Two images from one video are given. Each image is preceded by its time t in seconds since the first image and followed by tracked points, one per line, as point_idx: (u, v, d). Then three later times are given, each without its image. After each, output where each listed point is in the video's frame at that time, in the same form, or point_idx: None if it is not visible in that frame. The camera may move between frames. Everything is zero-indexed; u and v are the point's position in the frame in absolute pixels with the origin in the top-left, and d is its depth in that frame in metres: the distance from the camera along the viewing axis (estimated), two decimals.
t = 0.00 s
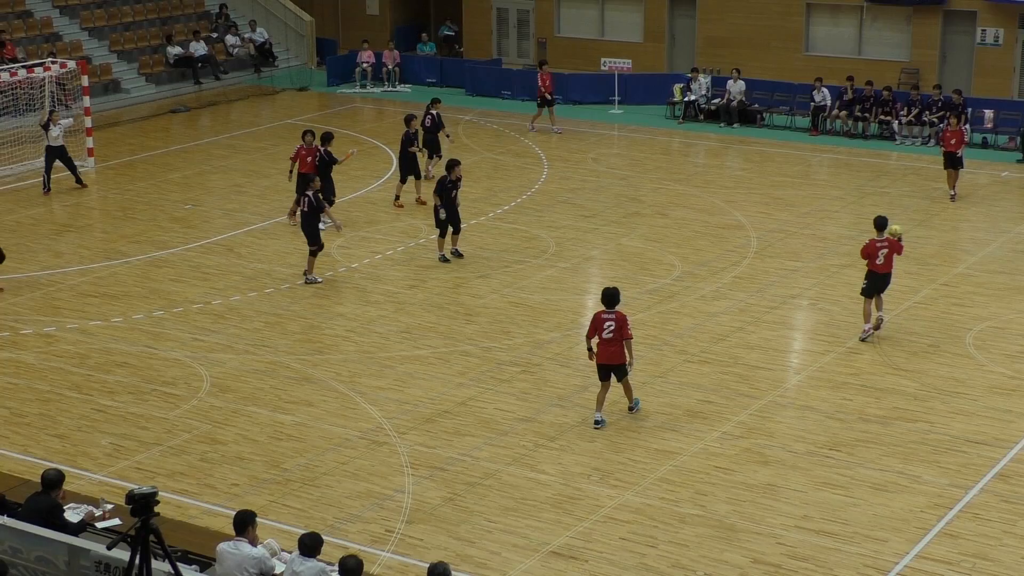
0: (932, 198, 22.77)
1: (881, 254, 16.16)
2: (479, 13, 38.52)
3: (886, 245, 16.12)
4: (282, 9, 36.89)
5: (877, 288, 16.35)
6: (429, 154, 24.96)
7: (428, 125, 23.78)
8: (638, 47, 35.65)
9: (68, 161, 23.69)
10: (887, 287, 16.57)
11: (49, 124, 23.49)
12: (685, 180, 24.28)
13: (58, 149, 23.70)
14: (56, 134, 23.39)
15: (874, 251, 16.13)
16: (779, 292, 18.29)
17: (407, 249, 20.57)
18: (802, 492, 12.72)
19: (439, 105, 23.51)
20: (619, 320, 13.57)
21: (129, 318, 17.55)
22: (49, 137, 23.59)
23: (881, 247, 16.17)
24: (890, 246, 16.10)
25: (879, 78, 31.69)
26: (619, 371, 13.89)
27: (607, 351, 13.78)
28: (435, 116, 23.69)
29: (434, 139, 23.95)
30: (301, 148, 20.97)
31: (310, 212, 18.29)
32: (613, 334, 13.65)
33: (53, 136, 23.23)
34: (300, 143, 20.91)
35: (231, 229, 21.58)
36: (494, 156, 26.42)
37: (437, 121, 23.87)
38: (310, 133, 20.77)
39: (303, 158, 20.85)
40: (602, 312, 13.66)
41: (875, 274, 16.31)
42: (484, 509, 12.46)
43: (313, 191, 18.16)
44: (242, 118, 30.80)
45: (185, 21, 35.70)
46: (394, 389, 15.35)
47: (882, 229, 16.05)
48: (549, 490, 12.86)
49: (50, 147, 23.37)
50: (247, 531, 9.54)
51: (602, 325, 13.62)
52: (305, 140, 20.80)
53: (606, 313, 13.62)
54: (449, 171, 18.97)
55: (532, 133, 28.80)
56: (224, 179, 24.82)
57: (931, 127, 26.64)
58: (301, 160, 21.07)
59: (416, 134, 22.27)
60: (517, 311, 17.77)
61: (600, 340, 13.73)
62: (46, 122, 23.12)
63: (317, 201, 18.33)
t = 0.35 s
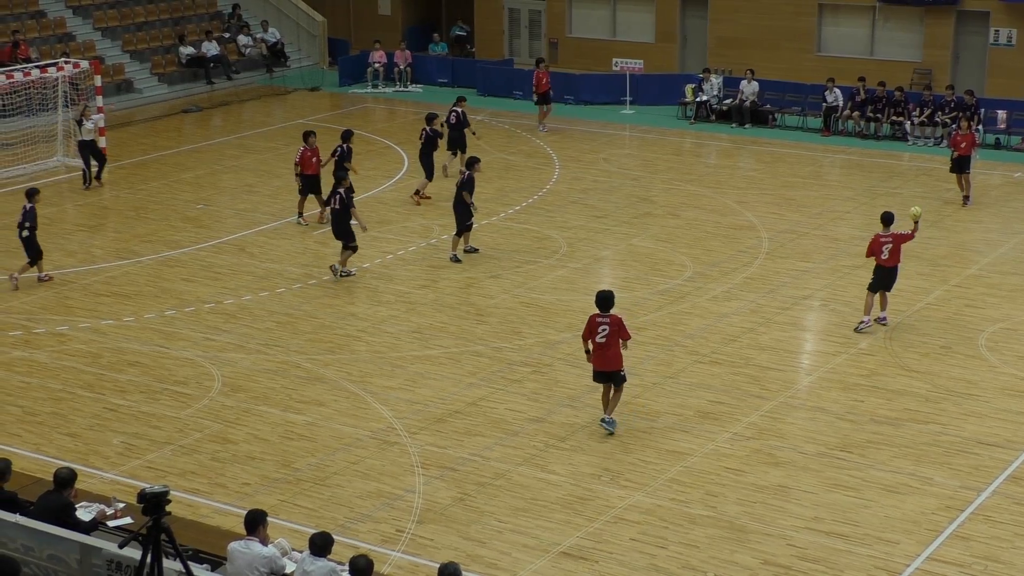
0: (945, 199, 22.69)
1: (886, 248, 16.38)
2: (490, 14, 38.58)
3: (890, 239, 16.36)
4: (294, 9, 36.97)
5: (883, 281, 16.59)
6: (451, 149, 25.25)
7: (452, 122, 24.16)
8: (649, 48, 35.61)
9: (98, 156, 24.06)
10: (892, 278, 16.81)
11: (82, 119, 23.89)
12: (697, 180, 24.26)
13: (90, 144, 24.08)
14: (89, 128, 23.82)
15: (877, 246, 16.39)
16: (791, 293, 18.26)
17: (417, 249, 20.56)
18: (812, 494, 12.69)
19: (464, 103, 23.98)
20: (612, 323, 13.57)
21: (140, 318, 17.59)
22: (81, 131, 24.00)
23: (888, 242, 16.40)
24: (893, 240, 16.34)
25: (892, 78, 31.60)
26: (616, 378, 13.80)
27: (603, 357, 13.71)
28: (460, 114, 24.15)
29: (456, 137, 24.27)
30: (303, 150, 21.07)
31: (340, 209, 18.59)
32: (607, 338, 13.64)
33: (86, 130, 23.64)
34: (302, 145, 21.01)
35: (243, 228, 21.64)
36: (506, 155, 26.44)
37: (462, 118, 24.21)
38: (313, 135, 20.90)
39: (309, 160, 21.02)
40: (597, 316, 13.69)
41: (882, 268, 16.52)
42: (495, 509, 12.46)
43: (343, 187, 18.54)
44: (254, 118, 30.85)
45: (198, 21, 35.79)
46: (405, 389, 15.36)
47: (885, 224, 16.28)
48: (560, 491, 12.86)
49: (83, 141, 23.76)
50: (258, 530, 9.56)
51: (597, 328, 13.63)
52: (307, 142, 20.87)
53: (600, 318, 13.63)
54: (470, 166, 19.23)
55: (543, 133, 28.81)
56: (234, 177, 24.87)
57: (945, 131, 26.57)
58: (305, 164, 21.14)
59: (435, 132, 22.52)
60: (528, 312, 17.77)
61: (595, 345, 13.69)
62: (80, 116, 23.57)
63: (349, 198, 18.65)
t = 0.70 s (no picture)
0: (979, 203, 22.00)
1: (930, 242, 16.01)
2: (510, 8, 38.11)
3: (933, 233, 15.99)
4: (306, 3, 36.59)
5: (932, 276, 16.25)
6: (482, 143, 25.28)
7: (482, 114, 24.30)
8: (675, 44, 35.05)
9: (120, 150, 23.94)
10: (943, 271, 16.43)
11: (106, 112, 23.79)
12: (722, 181, 23.65)
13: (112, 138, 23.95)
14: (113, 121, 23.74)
15: (921, 241, 16.01)
16: (820, 298, 17.63)
17: (431, 251, 19.97)
18: (843, 507, 12.06)
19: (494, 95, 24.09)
20: (619, 339, 12.63)
21: (146, 320, 17.08)
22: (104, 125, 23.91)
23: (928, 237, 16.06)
24: (936, 234, 16.01)
25: (925, 76, 30.94)
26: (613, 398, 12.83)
27: (602, 375, 12.77)
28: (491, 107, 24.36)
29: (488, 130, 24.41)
30: (309, 148, 20.51)
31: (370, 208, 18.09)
32: (610, 354, 12.68)
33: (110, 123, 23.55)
34: (307, 143, 20.45)
35: (252, 228, 21.14)
36: (523, 155, 25.89)
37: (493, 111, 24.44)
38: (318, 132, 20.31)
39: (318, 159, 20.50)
40: (604, 328, 12.73)
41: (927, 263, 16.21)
42: (512, 521, 11.86)
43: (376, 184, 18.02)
44: (264, 114, 30.37)
45: (206, 14, 35.38)
46: (419, 396, 14.78)
47: (924, 218, 15.97)
48: (579, 502, 12.26)
49: (107, 134, 23.64)
50: (267, 541, 8.98)
51: (602, 341, 12.69)
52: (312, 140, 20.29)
53: (609, 330, 12.69)
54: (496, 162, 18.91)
55: (564, 132, 28.25)
56: (245, 177, 24.38)
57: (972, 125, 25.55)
58: (313, 163, 20.60)
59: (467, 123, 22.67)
60: (547, 316, 17.19)
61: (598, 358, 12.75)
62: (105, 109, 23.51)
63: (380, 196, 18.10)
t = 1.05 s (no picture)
0: (995, 204, 21.52)
1: (952, 231, 16.26)
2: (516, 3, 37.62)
3: (956, 222, 16.21)
4: None
5: (953, 266, 16.44)
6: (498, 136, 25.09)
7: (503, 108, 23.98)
8: (686, 40, 34.59)
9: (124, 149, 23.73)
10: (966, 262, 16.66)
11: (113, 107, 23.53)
12: (732, 181, 23.21)
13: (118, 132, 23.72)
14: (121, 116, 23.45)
15: (943, 228, 16.26)
16: (833, 302, 17.19)
17: (434, 253, 19.56)
18: (857, 517, 11.62)
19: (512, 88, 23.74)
20: (609, 344, 12.09)
21: (140, 323, 16.68)
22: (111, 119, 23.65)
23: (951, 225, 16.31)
24: (959, 223, 16.21)
25: (943, 73, 30.50)
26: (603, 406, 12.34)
27: (592, 382, 12.26)
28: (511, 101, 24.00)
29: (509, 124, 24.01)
30: (307, 147, 20.12)
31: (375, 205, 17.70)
32: (601, 361, 12.16)
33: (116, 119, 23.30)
34: (306, 142, 20.07)
35: (251, 228, 20.74)
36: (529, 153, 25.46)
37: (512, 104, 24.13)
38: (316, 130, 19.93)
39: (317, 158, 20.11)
40: (592, 333, 12.18)
41: (946, 253, 16.45)
42: (515, 531, 11.44)
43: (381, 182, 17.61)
44: (262, 112, 29.94)
45: (203, 8, 34.87)
46: (420, 402, 14.36)
47: (948, 206, 16.23)
48: (585, 512, 11.84)
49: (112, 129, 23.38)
50: (263, 551, 8.56)
51: (591, 348, 12.14)
52: (310, 140, 19.95)
53: (597, 337, 12.13)
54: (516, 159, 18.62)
55: (572, 130, 27.80)
56: (243, 176, 23.98)
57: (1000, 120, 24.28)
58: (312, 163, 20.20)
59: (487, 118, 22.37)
60: (553, 320, 16.76)
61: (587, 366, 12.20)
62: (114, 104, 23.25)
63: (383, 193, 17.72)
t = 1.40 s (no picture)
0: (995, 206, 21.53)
1: (939, 224, 16.56)
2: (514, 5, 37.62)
3: (943, 214, 16.52)
4: None
5: (941, 258, 16.70)
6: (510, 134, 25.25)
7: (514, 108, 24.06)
8: (684, 42, 34.59)
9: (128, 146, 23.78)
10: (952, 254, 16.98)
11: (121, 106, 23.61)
12: (731, 183, 23.22)
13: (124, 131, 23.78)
14: (129, 115, 23.53)
15: (930, 221, 16.56)
16: (832, 304, 17.19)
17: (433, 255, 19.57)
18: (856, 519, 11.63)
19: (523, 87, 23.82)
20: (580, 346, 12.09)
21: (139, 326, 16.68)
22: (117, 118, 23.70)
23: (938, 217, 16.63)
24: (947, 215, 16.51)
25: (942, 75, 30.50)
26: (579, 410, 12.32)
27: (567, 388, 12.20)
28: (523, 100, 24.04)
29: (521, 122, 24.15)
30: (306, 148, 20.14)
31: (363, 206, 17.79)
32: (575, 365, 12.11)
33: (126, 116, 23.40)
34: (305, 143, 20.09)
35: (249, 231, 20.74)
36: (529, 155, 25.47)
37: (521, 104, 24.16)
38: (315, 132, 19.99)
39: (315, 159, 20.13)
40: (560, 340, 12.08)
41: (933, 246, 16.73)
42: (515, 534, 11.44)
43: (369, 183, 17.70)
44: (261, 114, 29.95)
45: (202, 10, 34.87)
46: (419, 404, 14.36)
47: (934, 199, 16.52)
48: (584, 514, 11.84)
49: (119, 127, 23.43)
50: (262, 553, 8.56)
51: (564, 354, 12.06)
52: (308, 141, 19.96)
53: (567, 342, 12.07)
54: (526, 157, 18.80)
55: (571, 133, 27.80)
56: (242, 178, 23.98)
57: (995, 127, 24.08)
58: (311, 165, 20.21)
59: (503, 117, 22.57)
60: (552, 321, 16.77)
61: (562, 373, 12.11)
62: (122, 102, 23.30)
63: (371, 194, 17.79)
